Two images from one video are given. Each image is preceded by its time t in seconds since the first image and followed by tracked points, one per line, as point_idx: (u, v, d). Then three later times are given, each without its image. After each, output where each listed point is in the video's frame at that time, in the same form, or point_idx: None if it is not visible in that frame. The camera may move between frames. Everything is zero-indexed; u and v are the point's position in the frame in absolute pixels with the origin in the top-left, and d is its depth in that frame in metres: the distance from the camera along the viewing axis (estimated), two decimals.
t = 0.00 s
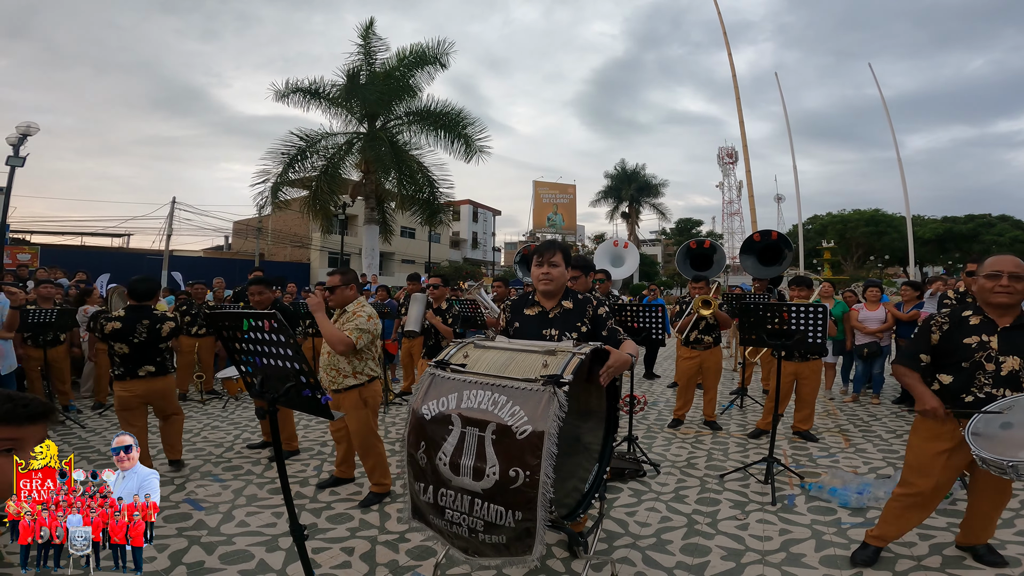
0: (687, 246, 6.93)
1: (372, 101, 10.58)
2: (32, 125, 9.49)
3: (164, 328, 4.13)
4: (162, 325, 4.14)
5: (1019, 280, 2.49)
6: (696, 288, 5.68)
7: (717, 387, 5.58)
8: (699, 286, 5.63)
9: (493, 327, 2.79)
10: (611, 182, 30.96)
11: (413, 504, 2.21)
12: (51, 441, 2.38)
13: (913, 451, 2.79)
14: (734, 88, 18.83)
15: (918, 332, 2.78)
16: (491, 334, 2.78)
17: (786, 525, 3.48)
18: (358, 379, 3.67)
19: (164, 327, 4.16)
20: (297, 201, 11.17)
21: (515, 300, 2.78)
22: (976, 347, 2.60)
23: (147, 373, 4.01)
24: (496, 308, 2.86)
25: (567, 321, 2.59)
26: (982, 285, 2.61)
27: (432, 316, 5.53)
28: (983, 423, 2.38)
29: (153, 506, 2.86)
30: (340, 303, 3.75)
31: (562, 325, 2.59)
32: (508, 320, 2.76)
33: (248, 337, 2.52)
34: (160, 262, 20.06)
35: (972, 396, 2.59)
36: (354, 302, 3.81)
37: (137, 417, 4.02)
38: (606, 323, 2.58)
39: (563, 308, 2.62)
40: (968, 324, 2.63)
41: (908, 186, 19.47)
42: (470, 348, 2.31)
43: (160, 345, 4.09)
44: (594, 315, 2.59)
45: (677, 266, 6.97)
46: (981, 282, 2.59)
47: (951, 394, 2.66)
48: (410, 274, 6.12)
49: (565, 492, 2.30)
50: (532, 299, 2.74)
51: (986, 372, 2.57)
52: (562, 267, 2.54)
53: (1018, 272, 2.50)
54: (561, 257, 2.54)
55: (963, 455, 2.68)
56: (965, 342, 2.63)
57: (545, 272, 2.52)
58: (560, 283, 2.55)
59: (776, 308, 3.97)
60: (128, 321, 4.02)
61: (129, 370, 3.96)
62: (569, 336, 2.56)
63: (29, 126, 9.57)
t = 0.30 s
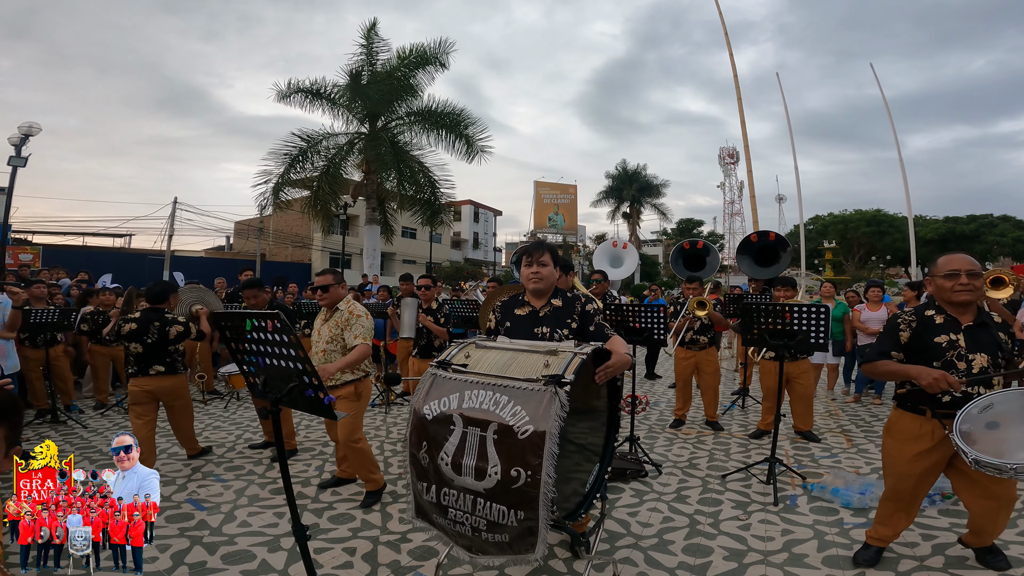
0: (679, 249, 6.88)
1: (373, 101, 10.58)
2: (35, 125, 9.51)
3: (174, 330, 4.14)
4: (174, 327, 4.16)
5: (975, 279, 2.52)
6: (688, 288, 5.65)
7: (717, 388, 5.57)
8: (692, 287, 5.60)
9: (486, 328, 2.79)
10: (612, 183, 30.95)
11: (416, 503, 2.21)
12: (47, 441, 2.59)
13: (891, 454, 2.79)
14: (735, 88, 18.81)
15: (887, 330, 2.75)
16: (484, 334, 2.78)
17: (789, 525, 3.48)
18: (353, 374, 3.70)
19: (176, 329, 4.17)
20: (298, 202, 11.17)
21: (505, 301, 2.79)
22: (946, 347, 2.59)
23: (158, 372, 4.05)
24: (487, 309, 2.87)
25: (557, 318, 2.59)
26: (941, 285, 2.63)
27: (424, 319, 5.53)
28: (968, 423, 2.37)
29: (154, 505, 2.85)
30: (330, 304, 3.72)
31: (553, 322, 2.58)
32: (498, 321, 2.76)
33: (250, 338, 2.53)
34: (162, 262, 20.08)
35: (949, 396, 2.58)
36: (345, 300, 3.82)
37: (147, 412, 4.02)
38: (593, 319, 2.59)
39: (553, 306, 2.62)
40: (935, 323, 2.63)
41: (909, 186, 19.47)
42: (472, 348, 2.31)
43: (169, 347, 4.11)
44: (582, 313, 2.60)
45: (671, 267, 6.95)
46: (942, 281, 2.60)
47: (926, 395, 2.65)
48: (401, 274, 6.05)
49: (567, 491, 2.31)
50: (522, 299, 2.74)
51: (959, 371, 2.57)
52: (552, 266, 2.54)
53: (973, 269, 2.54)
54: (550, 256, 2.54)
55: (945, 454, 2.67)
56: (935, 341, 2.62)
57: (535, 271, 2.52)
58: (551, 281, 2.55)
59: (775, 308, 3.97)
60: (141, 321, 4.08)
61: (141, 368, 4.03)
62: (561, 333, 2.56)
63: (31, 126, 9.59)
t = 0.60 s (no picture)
0: (674, 249, 6.91)
1: (374, 102, 10.59)
2: (36, 125, 9.50)
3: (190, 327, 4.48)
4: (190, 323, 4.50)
5: (958, 280, 2.53)
6: (685, 289, 5.65)
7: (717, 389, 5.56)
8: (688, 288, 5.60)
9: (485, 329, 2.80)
10: (613, 184, 30.95)
11: (417, 504, 2.21)
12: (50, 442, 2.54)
13: (892, 458, 2.78)
14: (736, 89, 18.83)
15: (876, 340, 2.76)
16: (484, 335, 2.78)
17: (790, 526, 3.47)
18: (355, 373, 3.72)
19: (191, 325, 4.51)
20: (298, 202, 11.17)
21: (504, 302, 2.79)
22: (941, 351, 2.58)
23: (177, 364, 4.43)
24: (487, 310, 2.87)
25: (555, 318, 2.59)
26: (926, 289, 2.63)
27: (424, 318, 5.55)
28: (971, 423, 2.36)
29: (153, 506, 2.85)
30: (326, 305, 3.71)
31: (552, 321, 2.59)
32: (497, 323, 2.76)
33: (253, 338, 2.53)
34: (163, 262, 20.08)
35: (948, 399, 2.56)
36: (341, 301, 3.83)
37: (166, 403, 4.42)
38: (591, 317, 2.56)
39: (551, 306, 2.62)
40: (925, 328, 2.63)
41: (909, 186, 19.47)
42: (473, 349, 2.31)
43: (187, 341, 4.46)
44: (579, 311, 2.58)
45: (666, 268, 6.94)
46: (924, 286, 2.62)
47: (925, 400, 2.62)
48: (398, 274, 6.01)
49: (568, 492, 2.31)
50: (520, 300, 2.74)
51: (957, 374, 2.55)
52: (547, 267, 2.54)
53: (954, 271, 2.55)
54: (544, 257, 2.53)
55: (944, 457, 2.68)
56: (928, 346, 2.61)
57: (531, 271, 2.52)
58: (547, 281, 2.55)
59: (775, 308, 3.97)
60: (161, 318, 4.45)
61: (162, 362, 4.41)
62: (559, 332, 2.56)
63: (32, 126, 9.59)
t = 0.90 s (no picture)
0: (673, 249, 6.90)
1: (374, 102, 10.57)
2: (35, 126, 9.49)
3: (191, 327, 4.54)
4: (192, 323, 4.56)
5: (964, 283, 2.51)
6: (686, 290, 5.65)
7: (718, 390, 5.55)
8: (689, 288, 5.58)
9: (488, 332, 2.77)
10: (613, 184, 30.96)
11: (414, 507, 2.19)
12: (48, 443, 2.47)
13: (897, 458, 2.78)
14: (736, 90, 18.83)
15: (887, 339, 2.78)
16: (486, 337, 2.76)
17: (790, 529, 3.45)
18: (364, 373, 3.72)
19: (192, 324, 4.56)
20: (298, 202, 11.14)
21: (507, 304, 2.76)
22: (950, 351, 2.59)
23: (182, 363, 4.49)
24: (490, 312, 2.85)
25: (558, 320, 2.57)
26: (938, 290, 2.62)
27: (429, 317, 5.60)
28: (974, 426, 2.36)
29: (154, 505, 2.83)
30: (327, 308, 3.68)
31: (555, 325, 2.56)
32: (499, 324, 2.73)
33: (248, 339, 2.51)
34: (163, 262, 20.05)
35: (957, 400, 2.55)
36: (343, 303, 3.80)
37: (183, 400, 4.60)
38: (594, 320, 2.55)
39: (554, 309, 2.60)
40: (938, 328, 2.63)
41: (909, 188, 19.43)
42: (471, 350, 2.29)
43: (189, 341, 4.51)
44: (584, 314, 2.57)
45: (667, 269, 6.93)
46: (932, 287, 2.61)
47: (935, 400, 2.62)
48: (400, 274, 6.01)
49: (566, 496, 2.29)
50: (523, 301, 2.71)
51: (966, 376, 2.54)
52: (551, 267, 2.52)
53: (963, 273, 2.52)
54: (549, 257, 2.52)
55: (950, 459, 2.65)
56: (939, 346, 2.62)
57: (534, 271, 2.50)
58: (551, 282, 2.53)
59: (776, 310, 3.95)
60: (166, 319, 4.57)
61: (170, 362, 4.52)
62: (563, 336, 2.54)
63: (32, 126, 9.57)
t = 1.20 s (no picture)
0: (677, 249, 6.88)
1: (373, 102, 10.56)
2: (32, 126, 9.47)
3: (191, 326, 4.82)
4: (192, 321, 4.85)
5: (1009, 286, 2.46)
6: (692, 291, 5.57)
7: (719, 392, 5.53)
8: (695, 290, 5.51)
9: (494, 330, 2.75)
10: (612, 185, 30.96)
11: (406, 510, 2.17)
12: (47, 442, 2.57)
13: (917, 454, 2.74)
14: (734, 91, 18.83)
15: (927, 335, 2.73)
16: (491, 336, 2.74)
17: (788, 532, 3.43)
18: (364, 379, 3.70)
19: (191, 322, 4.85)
20: (296, 203, 11.12)
21: (515, 302, 2.74)
22: (983, 352, 2.56)
23: (185, 359, 4.80)
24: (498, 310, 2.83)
25: (568, 322, 2.54)
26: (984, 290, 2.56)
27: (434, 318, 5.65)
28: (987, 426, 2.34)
29: (155, 505, 2.80)
30: (335, 310, 3.63)
31: (564, 326, 2.54)
32: (507, 322, 2.72)
33: (238, 341, 2.49)
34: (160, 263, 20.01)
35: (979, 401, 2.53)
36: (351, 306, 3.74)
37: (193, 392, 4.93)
38: (605, 327, 2.52)
39: (565, 310, 2.57)
40: (977, 328, 2.59)
41: (909, 189, 19.54)
42: (464, 352, 2.26)
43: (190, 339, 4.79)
44: (594, 318, 2.54)
45: (670, 269, 6.92)
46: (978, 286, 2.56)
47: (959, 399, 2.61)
48: (406, 275, 6.05)
49: (559, 500, 2.26)
50: (533, 301, 2.70)
51: (994, 378, 2.53)
52: (563, 267, 2.50)
53: (1011, 275, 2.48)
54: (562, 258, 2.51)
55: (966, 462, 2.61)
56: (973, 347, 2.59)
57: (546, 271, 2.48)
58: (563, 283, 2.51)
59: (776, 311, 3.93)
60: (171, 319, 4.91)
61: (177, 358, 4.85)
62: (570, 338, 2.52)
63: (29, 126, 9.55)
